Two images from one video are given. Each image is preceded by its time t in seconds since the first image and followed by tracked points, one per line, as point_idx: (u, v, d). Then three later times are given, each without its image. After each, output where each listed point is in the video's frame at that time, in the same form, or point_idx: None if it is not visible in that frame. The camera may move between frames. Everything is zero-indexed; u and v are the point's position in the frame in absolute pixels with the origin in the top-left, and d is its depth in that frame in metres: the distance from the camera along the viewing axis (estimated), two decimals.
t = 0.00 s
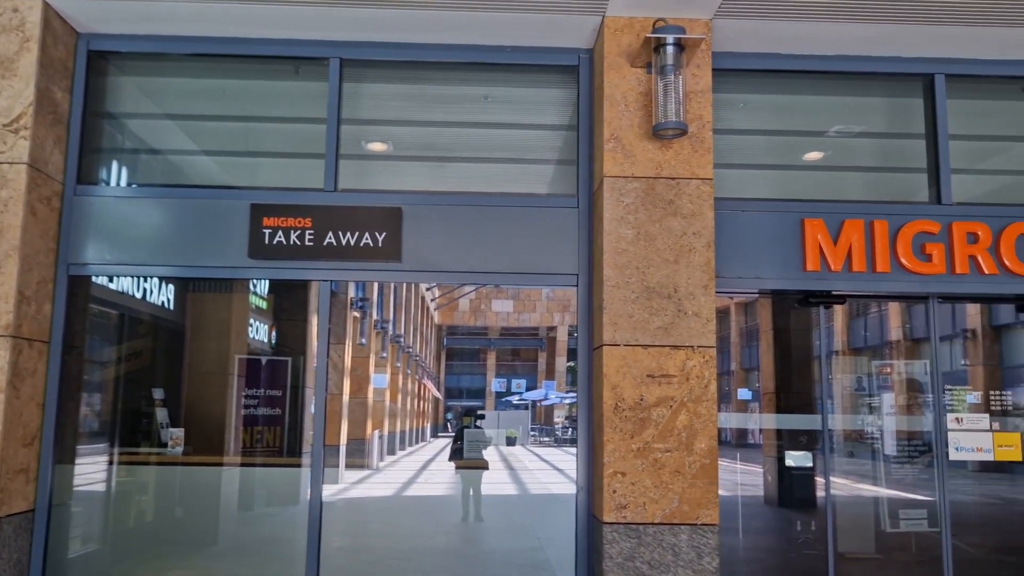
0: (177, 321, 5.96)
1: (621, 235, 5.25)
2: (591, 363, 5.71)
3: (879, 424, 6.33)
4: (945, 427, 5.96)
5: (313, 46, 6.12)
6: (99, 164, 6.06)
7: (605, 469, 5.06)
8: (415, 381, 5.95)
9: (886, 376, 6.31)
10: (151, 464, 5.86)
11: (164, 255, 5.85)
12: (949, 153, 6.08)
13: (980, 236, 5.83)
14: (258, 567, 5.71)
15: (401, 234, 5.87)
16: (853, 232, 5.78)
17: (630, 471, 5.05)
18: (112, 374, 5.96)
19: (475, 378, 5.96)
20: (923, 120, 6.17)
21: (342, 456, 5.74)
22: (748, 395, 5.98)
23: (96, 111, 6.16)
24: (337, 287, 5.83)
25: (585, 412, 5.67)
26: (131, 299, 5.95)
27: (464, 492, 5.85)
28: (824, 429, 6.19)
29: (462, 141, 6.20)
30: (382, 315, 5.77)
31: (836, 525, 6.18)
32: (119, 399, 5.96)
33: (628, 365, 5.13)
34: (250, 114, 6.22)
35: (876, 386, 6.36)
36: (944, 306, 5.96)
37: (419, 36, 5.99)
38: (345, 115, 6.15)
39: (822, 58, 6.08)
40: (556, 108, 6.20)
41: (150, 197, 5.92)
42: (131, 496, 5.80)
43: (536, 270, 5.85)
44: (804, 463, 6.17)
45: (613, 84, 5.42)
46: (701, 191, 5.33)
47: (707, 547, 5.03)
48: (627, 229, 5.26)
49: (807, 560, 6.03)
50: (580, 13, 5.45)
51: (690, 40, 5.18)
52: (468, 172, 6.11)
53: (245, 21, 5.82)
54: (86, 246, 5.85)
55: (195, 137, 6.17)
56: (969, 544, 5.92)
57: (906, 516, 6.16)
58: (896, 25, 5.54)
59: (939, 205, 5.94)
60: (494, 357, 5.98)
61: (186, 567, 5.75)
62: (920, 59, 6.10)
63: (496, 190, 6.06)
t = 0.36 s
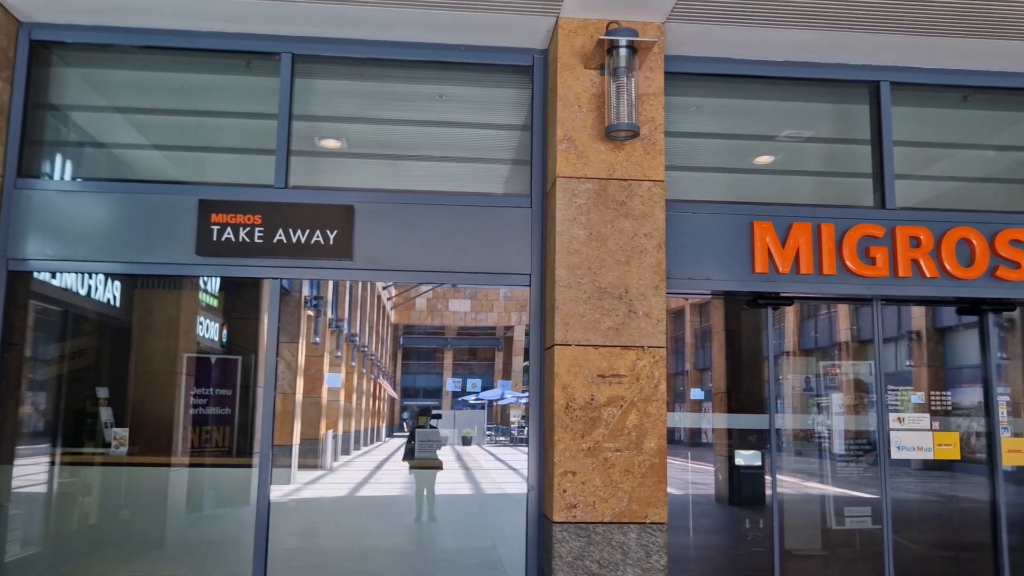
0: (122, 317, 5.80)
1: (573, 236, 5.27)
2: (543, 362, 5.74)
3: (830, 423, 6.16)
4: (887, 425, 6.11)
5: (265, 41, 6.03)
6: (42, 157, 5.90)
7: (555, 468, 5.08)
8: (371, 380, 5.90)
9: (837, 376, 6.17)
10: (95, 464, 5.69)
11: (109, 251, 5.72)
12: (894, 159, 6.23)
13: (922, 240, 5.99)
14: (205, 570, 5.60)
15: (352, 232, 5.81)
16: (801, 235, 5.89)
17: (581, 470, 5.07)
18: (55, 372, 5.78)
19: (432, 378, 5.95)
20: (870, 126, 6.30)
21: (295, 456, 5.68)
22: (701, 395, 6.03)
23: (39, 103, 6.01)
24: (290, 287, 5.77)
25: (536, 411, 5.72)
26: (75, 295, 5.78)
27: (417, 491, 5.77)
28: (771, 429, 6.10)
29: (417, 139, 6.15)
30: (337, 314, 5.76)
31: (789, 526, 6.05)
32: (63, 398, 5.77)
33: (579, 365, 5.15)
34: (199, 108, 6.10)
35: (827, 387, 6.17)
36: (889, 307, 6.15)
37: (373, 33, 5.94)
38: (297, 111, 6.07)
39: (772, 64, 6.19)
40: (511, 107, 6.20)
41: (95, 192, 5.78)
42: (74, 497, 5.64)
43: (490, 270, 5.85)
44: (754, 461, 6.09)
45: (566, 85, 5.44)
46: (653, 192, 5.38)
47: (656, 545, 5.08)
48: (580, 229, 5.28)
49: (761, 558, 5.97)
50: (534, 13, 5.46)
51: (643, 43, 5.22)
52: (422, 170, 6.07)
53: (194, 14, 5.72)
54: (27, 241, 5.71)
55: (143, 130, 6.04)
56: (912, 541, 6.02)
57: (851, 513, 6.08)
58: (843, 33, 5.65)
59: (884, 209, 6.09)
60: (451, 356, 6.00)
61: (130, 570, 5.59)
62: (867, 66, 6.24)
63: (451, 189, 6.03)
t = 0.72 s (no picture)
0: (85, 314, 5.72)
1: (540, 234, 5.28)
2: (509, 359, 5.76)
3: (796, 421, 6.22)
4: (850, 423, 6.20)
5: (230, 35, 5.97)
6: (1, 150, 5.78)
7: (521, 466, 5.09)
8: (341, 378, 5.86)
9: (804, 374, 6.24)
10: (56, 463, 5.60)
11: (71, 247, 5.63)
12: (856, 160, 6.32)
13: (883, 240, 6.08)
14: (169, 570, 5.53)
15: (319, 229, 5.77)
16: (764, 235, 5.96)
17: (546, 467, 5.09)
18: (16, 370, 5.67)
19: (402, 376, 5.92)
20: (833, 127, 6.39)
21: (263, 455, 5.64)
22: (670, 393, 6.07)
23: None
24: (259, 284, 5.73)
25: (502, 410, 5.73)
26: (35, 292, 5.67)
27: (386, 490, 5.75)
28: (736, 427, 6.16)
29: (385, 136, 6.12)
30: (307, 312, 5.70)
31: (754, 522, 6.11)
32: (24, 395, 5.66)
33: (545, 363, 5.17)
34: (164, 102, 6.01)
35: (793, 385, 6.24)
36: (854, 307, 6.21)
37: (340, 28, 5.90)
38: (263, 106, 6.02)
39: (738, 65, 6.24)
40: (479, 105, 6.19)
41: (56, 186, 5.67)
42: (35, 498, 5.56)
43: (459, 268, 5.84)
44: (720, 459, 6.15)
45: (534, 84, 5.45)
46: (619, 191, 5.41)
47: (621, 542, 5.11)
48: (546, 227, 5.29)
49: (727, 555, 6.02)
50: (502, 12, 5.46)
51: (609, 42, 5.24)
52: (390, 167, 6.04)
53: (157, 7, 5.64)
54: None
55: (105, 124, 5.94)
56: (875, 537, 6.11)
57: (815, 509, 6.15)
58: (806, 35, 5.73)
59: (846, 210, 6.17)
60: (422, 354, 5.95)
61: (90, 571, 5.51)
62: (831, 68, 6.33)
63: (419, 186, 6.01)
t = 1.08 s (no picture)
0: (53, 314, 5.65)
1: (511, 231, 5.28)
2: (481, 356, 5.76)
3: (769, 416, 6.25)
4: (818, 418, 6.23)
5: (199, 30, 5.90)
6: None
7: (493, 463, 5.09)
8: (315, 377, 5.80)
9: (776, 370, 6.28)
10: (23, 464, 5.52)
11: (36, 245, 5.53)
12: (825, 158, 6.39)
13: (851, 237, 6.16)
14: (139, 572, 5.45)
15: (289, 226, 5.73)
16: (734, 232, 6.01)
17: (518, 464, 5.09)
18: None
19: (378, 374, 5.88)
20: (802, 125, 6.45)
21: (236, 454, 5.60)
22: (645, 389, 6.11)
23: None
24: (232, 281, 5.68)
25: (474, 407, 5.71)
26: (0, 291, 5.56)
27: (360, 489, 5.73)
28: (709, 423, 6.22)
29: (356, 133, 6.09)
30: (280, 310, 5.67)
31: (727, 517, 6.17)
32: None
33: (517, 360, 5.17)
34: (131, 98, 5.94)
35: (765, 381, 6.28)
36: (825, 304, 6.30)
37: (310, 24, 5.86)
38: (233, 103, 5.96)
39: (708, 63, 6.29)
40: (451, 102, 6.18)
41: (21, 183, 5.58)
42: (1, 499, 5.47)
43: (432, 265, 5.83)
44: (693, 454, 6.18)
45: (505, 81, 5.45)
46: (591, 188, 5.43)
47: (593, 537, 5.13)
48: (518, 224, 5.29)
49: (700, 550, 6.08)
50: (473, 8, 5.45)
51: (580, 40, 5.25)
52: (362, 165, 6.01)
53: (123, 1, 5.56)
54: None
55: (71, 121, 5.86)
56: (845, 530, 6.21)
57: (785, 503, 6.21)
58: (775, 34, 5.77)
59: (815, 207, 6.24)
60: (398, 352, 5.91)
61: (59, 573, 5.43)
62: (800, 67, 6.39)
63: (392, 184, 5.98)
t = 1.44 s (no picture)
0: (17, 311, 5.55)
1: (483, 227, 5.28)
2: (452, 352, 5.74)
3: (741, 411, 6.32)
4: (787, 412, 6.33)
5: (165, 24, 5.82)
6: None
7: (464, 459, 5.09)
8: (288, 375, 5.75)
9: (747, 366, 6.35)
10: None
11: None
12: (793, 155, 6.46)
13: (819, 233, 6.24)
14: (108, 572, 5.39)
15: (258, 222, 5.68)
16: (704, 228, 6.06)
17: (490, 460, 5.10)
18: None
19: (352, 371, 5.84)
20: (771, 122, 6.51)
21: (208, 453, 5.55)
22: (619, 385, 6.14)
23: None
24: (203, 279, 5.62)
25: (446, 404, 5.71)
26: None
27: (334, 487, 5.70)
28: (681, 418, 6.23)
29: (327, 129, 6.04)
30: (252, 307, 5.64)
31: (698, 511, 6.19)
32: None
33: (489, 356, 5.17)
34: (96, 93, 5.85)
35: (736, 377, 6.34)
36: (796, 299, 6.37)
37: (279, 19, 5.80)
38: (201, 98, 5.90)
39: (678, 60, 6.32)
40: (422, 98, 6.16)
41: None
42: None
43: (404, 262, 5.81)
44: (666, 449, 6.20)
45: (476, 77, 5.44)
46: (561, 185, 5.44)
47: (564, 532, 5.15)
48: (489, 220, 5.29)
49: (672, 544, 6.10)
50: (443, 4, 5.43)
51: (551, 36, 5.24)
52: (332, 161, 5.96)
53: None
54: None
55: (36, 116, 5.76)
56: (816, 523, 6.29)
57: (756, 497, 6.26)
58: (744, 31, 5.82)
59: (783, 203, 6.31)
60: (373, 349, 5.88)
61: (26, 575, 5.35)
62: (768, 65, 6.44)
63: (363, 180, 5.95)
